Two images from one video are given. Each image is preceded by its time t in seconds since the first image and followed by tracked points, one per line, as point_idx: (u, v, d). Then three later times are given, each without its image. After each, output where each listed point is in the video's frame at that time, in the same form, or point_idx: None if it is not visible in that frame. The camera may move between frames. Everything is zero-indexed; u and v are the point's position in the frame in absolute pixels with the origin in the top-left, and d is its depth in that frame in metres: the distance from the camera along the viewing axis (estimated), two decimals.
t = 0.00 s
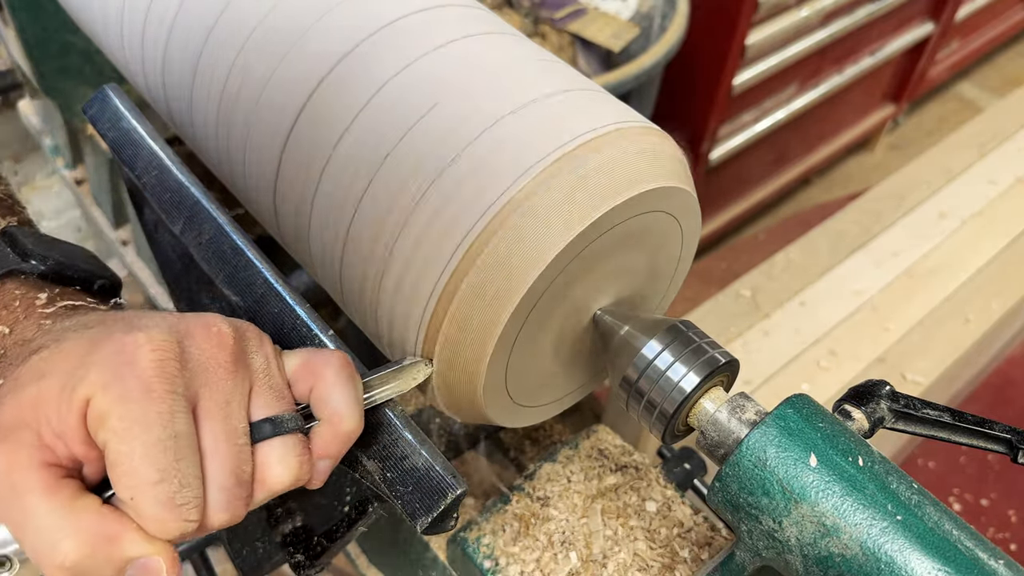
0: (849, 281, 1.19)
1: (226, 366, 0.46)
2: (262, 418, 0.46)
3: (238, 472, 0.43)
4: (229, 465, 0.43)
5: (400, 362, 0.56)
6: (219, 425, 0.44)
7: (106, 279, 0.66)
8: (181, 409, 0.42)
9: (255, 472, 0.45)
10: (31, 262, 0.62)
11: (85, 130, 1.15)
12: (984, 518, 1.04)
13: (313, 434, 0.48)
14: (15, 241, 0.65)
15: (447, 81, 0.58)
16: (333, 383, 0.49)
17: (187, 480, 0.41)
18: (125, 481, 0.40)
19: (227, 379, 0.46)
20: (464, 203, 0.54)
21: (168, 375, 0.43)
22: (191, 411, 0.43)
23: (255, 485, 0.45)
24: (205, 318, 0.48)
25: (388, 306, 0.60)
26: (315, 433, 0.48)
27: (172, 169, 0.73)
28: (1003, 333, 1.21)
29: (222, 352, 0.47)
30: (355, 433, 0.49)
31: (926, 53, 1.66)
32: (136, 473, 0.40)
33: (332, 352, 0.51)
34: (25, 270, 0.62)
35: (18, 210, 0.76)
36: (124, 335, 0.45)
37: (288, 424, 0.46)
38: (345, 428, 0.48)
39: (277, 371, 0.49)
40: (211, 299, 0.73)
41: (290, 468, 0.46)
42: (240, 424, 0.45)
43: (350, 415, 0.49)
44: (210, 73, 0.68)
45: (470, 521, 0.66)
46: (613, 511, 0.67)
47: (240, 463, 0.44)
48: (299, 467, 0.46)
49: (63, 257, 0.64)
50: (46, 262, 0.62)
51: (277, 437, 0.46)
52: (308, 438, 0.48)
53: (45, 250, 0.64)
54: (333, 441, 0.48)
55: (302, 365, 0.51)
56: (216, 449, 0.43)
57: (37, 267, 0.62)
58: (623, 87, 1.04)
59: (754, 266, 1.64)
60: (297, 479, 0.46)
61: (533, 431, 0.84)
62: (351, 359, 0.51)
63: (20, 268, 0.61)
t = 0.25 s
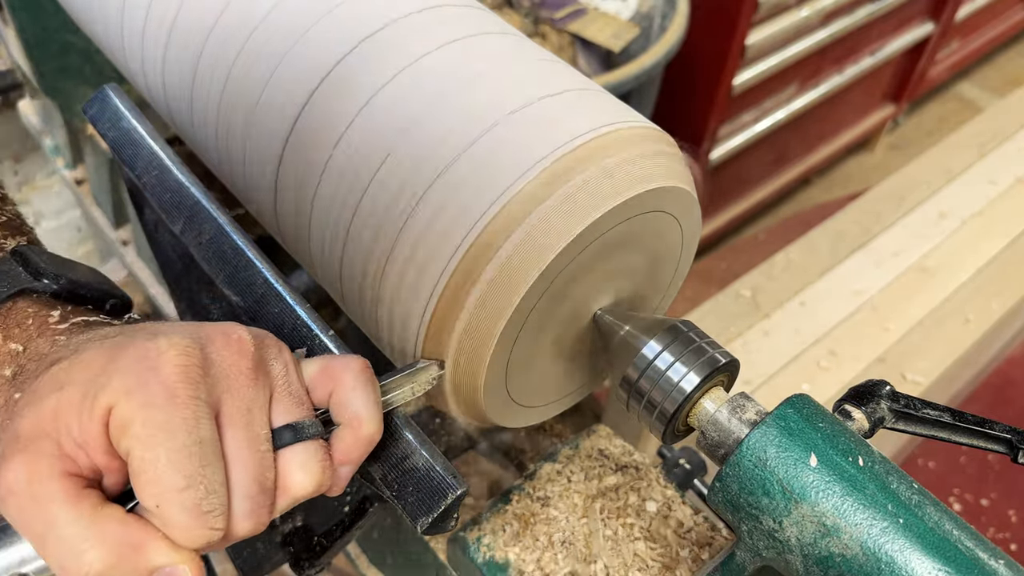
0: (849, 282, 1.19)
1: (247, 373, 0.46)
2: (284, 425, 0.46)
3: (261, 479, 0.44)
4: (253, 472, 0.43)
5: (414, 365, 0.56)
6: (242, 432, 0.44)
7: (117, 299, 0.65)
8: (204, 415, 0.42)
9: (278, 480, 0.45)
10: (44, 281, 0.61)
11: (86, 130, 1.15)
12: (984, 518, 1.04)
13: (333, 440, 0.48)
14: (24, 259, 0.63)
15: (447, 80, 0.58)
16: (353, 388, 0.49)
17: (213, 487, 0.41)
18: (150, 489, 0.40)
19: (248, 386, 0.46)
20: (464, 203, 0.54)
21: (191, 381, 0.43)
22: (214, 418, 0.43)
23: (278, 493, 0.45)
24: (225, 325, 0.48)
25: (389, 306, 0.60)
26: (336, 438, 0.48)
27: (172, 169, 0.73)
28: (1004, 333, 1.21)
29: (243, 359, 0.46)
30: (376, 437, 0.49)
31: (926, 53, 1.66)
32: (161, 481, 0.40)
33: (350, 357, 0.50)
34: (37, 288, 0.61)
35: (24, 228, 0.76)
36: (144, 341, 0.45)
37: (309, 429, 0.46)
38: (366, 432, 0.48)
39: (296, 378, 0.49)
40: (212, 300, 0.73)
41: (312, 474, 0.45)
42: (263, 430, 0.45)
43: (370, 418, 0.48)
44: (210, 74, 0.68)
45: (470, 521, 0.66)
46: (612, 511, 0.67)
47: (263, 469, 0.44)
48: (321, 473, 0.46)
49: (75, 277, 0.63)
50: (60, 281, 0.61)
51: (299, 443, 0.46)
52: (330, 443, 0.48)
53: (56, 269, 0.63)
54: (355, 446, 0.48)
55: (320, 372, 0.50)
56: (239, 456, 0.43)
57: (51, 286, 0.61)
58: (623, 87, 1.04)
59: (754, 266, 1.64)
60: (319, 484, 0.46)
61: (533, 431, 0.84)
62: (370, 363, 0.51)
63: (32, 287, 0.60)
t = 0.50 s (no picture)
0: (849, 282, 1.19)
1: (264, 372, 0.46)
2: (300, 425, 0.46)
3: (277, 479, 0.44)
4: (269, 472, 0.43)
5: (428, 367, 0.57)
6: (258, 432, 0.44)
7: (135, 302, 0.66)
8: (222, 414, 0.42)
9: (294, 480, 0.45)
10: (63, 281, 0.62)
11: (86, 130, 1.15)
12: (984, 518, 1.04)
13: (349, 441, 0.49)
14: (43, 258, 0.65)
15: (447, 81, 0.58)
16: (369, 388, 0.49)
17: (230, 486, 0.41)
18: (167, 488, 0.40)
19: (265, 385, 0.46)
20: (464, 203, 0.54)
21: (209, 380, 0.43)
22: (231, 417, 0.43)
23: (294, 493, 0.45)
24: (242, 326, 0.48)
25: (389, 306, 0.60)
26: (352, 439, 0.48)
27: (172, 169, 0.73)
28: (1004, 333, 1.21)
29: (260, 359, 0.47)
30: (392, 438, 0.49)
31: (926, 53, 1.66)
32: (178, 479, 0.40)
33: (366, 357, 0.51)
34: (56, 289, 0.62)
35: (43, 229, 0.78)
36: (161, 340, 0.45)
37: (326, 430, 0.46)
38: (382, 433, 0.48)
39: (313, 379, 0.49)
40: (212, 300, 0.73)
41: (328, 474, 0.45)
42: (279, 430, 0.45)
43: (386, 419, 0.48)
44: (210, 75, 0.68)
45: (471, 522, 0.66)
46: (612, 512, 0.67)
47: (279, 469, 0.44)
48: (337, 473, 0.46)
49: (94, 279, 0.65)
50: (78, 283, 0.63)
51: (315, 443, 0.46)
52: (345, 444, 0.48)
53: (75, 269, 0.64)
54: (371, 446, 0.48)
55: (337, 373, 0.51)
56: (255, 455, 0.43)
57: (69, 287, 0.62)
58: (623, 87, 1.04)
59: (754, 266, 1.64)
60: (335, 485, 0.46)
61: (533, 431, 0.84)
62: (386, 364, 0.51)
63: (51, 287, 0.62)
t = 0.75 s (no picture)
0: (849, 282, 1.19)
1: (279, 374, 0.46)
2: (314, 427, 0.46)
3: (291, 481, 0.44)
4: (283, 474, 0.43)
5: (444, 368, 0.57)
6: (272, 434, 0.44)
7: (150, 305, 0.66)
8: (236, 416, 0.43)
9: (307, 483, 0.45)
10: (78, 284, 0.62)
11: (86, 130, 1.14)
12: (984, 518, 1.04)
13: (363, 443, 0.48)
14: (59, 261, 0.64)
15: (447, 81, 0.58)
16: (382, 390, 0.49)
17: (244, 488, 0.41)
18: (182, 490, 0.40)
19: (279, 387, 0.46)
20: (464, 203, 0.54)
21: (224, 382, 0.44)
22: (245, 419, 0.44)
23: (308, 496, 0.45)
24: (258, 328, 0.48)
25: (389, 306, 0.60)
26: (366, 442, 0.48)
27: (172, 169, 0.73)
28: (1005, 333, 1.21)
29: (275, 361, 0.47)
30: (406, 439, 0.49)
31: (926, 53, 1.66)
32: (193, 482, 0.41)
33: (379, 360, 0.51)
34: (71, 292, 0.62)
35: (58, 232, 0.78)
36: (176, 343, 0.45)
37: (340, 432, 0.47)
38: (396, 434, 0.48)
39: (327, 381, 0.49)
40: (212, 301, 0.73)
41: (341, 476, 0.45)
42: (293, 433, 0.45)
43: (400, 420, 0.48)
44: (210, 75, 0.68)
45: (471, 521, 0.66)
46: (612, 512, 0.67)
47: (294, 471, 0.44)
48: (350, 476, 0.46)
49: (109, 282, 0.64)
50: (94, 285, 0.63)
51: (329, 446, 0.46)
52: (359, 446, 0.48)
53: (91, 273, 0.64)
54: (385, 448, 0.48)
55: (350, 376, 0.51)
56: (269, 457, 0.43)
57: (85, 290, 0.62)
58: (623, 88, 1.04)
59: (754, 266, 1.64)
60: (348, 487, 0.46)
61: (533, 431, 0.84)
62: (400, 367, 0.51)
63: (66, 290, 0.61)
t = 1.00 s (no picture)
0: (849, 282, 1.19)
1: (286, 378, 0.47)
2: (320, 428, 0.47)
3: (299, 485, 0.44)
4: (292, 478, 0.44)
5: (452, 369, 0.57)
6: (279, 438, 0.44)
7: (149, 302, 0.66)
8: (245, 421, 0.43)
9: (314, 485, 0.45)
10: (80, 280, 0.61)
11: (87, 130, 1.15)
12: (984, 518, 1.04)
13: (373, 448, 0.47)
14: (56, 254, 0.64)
15: (447, 81, 0.58)
16: (382, 392, 0.49)
17: (253, 493, 0.42)
18: (191, 496, 0.41)
19: (287, 391, 0.46)
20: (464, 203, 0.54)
21: (233, 387, 0.44)
22: (254, 424, 0.44)
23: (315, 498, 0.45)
24: (265, 332, 0.48)
25: (389, 306, 0.60)
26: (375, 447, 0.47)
27: (172, 169, 0.73)
28: (1005, 333, 1.21)
29: (283, 364, 0.47)
30: (415, 440, 0.47)
31: (926, 53, 1.66)
32: (201, 487, 0.41)
33: (382, 364, 0.51)
34: (71, 288, 0.61)
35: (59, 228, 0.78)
36: (184, 348, 0.45)
37: (345, 432, 0.46)
38: (403, 434, 0.47)
39: (332, 382, 0.49)
40: (212, 301, 0.72)
41: (348, 477, 0.45)
42: (300, 435, 0.45)
43: (404, 420, 0.47)
44: (210, 75, 0.68)
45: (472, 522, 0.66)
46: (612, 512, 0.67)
47: (301, 474, 0.44)
48: (356, 476, 0.45)
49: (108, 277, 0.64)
50: (94, 281, 0.62)
51: (332, 447, 0.46)
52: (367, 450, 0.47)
53: (91, 269, 0.63)
54: (394, 449, 0.47)
55: (352, 380, 0.50)
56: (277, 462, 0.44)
57: (86, 286, 0.61)
58: (623, 87, 1.04)
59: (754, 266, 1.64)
60: (353, 488, 0.46)
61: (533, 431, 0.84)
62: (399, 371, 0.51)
63: (66, 285, 0.61)
